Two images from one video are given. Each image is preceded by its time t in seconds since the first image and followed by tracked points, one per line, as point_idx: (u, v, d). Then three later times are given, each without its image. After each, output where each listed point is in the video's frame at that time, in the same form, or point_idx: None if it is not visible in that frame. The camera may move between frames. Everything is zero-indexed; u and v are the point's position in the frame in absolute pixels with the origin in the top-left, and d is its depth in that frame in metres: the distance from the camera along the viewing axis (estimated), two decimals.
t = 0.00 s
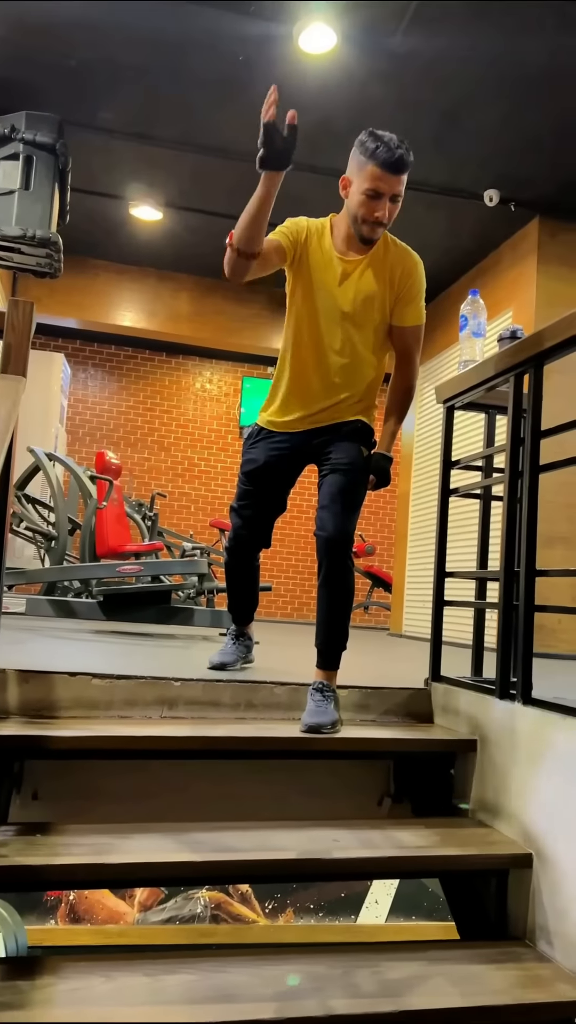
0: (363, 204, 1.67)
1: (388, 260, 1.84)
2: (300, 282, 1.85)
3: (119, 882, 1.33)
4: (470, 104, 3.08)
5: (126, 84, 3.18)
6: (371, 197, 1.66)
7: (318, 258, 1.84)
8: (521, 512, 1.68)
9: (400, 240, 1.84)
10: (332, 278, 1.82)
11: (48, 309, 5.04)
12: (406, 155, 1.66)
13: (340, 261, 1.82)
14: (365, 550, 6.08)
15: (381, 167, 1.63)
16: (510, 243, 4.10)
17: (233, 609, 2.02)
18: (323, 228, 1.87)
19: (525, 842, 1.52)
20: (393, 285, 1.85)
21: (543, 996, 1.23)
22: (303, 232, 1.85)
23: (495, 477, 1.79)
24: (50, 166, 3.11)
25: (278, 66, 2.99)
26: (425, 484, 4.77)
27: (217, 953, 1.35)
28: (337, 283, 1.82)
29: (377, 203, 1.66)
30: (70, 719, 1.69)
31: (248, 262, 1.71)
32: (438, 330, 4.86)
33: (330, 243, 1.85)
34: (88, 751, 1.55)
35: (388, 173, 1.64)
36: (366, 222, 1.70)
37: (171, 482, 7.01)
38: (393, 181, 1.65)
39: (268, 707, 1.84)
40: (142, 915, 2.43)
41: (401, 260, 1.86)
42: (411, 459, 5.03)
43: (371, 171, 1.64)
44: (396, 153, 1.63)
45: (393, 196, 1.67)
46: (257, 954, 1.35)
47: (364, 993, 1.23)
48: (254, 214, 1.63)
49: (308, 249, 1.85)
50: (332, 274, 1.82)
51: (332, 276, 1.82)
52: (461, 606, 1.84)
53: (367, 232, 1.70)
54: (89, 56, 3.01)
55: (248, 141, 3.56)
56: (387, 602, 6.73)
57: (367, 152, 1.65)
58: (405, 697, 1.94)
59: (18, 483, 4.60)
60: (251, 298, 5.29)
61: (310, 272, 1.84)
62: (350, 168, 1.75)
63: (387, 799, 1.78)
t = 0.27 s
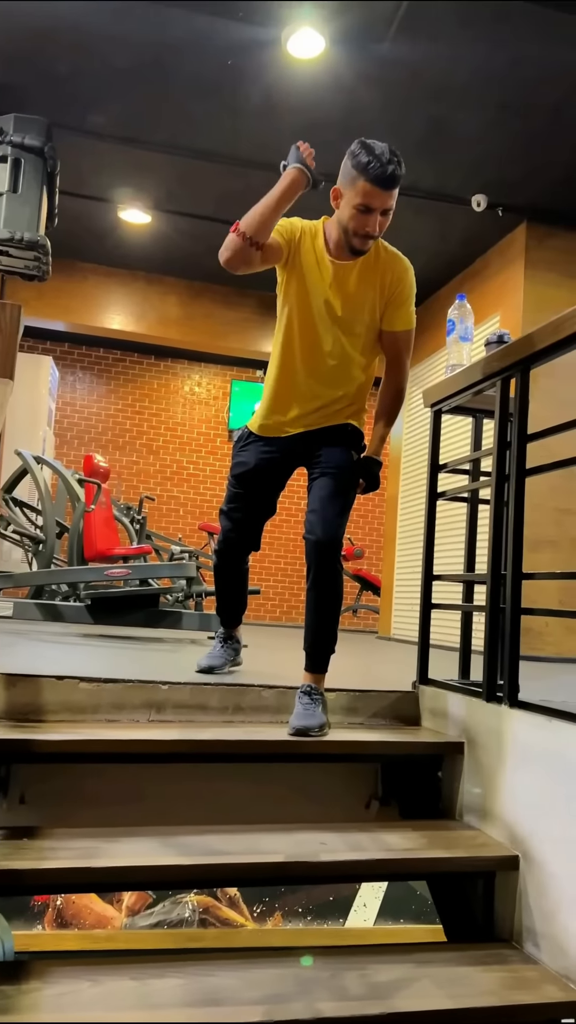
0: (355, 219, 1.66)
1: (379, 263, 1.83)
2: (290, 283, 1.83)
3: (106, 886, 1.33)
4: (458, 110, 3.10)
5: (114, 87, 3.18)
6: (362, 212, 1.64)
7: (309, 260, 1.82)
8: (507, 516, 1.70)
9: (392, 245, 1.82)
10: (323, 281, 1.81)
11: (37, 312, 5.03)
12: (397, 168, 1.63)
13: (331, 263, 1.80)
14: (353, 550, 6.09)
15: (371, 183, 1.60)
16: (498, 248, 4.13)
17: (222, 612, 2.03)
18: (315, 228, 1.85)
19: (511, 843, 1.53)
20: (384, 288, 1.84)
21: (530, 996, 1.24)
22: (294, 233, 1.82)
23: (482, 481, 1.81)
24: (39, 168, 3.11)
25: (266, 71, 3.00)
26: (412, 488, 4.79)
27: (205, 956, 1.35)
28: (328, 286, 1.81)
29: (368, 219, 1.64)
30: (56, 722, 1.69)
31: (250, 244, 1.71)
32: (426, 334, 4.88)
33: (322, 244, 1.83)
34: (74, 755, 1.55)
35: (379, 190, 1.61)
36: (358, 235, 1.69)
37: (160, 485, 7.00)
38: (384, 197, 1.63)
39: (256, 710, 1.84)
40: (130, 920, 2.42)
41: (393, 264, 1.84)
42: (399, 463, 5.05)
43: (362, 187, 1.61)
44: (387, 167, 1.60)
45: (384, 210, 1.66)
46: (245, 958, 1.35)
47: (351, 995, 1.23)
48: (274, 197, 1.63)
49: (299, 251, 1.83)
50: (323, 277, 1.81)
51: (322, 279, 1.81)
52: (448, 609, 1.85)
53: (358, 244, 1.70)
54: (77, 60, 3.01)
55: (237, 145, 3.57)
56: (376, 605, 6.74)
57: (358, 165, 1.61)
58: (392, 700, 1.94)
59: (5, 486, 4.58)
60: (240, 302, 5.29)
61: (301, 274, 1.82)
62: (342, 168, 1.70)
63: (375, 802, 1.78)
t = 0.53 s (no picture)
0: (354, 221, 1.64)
1: (374, 268, 1.84)
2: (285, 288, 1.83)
3: (92, 889, 1.32)
4: (446, 115, 3.12)
5: (103, 89, 3.18)
6: (362, 214, 1.63)
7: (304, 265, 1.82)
8: (494, 519, 1.71)
9: (386, 250, 1.83)
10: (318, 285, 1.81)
11: (25, 314, 5.01)
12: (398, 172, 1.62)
13: (327, 269, 1.81)
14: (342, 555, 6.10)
15: (372, 185, 1.59)
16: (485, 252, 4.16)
17: (210, 614, 2.02)
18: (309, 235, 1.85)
19: (498, 844, 1.54)
20: (378, 296, 1.85)
21: (516, 997, 1.24)
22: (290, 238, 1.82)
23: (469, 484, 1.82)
24: (27, 170, 3.10)
25: (255, 75, 3.01)
26: (400, 492, 4.81)
27: (193, 959, 1.35)
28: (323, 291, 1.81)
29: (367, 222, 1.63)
30: (43, 725, 1.68)
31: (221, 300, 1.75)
32: (414, 338, 4.90)
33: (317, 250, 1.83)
34: (61, 758, 1.54)
35: (379, 193, 1.61)
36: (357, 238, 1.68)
37: (148, 487, 6.98)
38: (384, 200, 1.62)
39: (244, 712, 1.84)
40: (118, 924, 2.41)
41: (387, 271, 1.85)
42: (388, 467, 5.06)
43: (363, 188, 1.60)
44: (388, 170, 1.59)
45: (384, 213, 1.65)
46: (233, 960, 1.35)
47: (338, 996, 1.23)
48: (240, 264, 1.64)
49: (295, 254, 1.82)
50: (318, 281, 1.81)
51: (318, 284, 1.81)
52: (436, 611, 1.85)
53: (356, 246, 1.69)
54: (67, 61, 3.01)
55: (226, 148, 3.58)
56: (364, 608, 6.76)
57: (360, 167, 1.61)
58: (380, 703, 1.95)
59: None
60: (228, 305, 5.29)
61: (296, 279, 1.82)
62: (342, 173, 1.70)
63: (363, 804, 1.78)
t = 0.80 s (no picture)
0: (359, 220, 1.64)
1: (372, 269, 1.82)
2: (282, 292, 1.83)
3: (81, 892, 1.32)
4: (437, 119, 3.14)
5: (94, 90, 3.17)
6: (367, 213, 1.64)
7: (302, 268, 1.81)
8: (483, 520, 1.71)
9: (386, 252, 1.81)
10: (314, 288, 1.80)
11: (15, 314, 5.00)
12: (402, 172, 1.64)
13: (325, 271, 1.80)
14: (333, 557, 6.11)
15: (378, 185, 1.61)
16: (475, 255, 4.18)
17: (201, 611, 2.02)
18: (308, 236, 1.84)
19: (487, 845, 1.54)
20: (376, 298, 1.83)
21: (505, 998, 1.25)
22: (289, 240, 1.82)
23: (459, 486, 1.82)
24: (18, 170, 3.09)
25: (247, 77, 3.01)
26: (390, 494, 4.83)
27: (182, 961, 1.34)
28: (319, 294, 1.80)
29: (373, 221, 1.64)
30: (31, 727, 1.67)
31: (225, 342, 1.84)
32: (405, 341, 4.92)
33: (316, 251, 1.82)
34: (50, 760, 1.54)
35: (385, 192, 1.62)
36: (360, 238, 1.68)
37: (138, 489, 6.96)
38: (389, 199, 1.63)
39: (234, 714, 1.84)
40: (107, 927, 2.40)
41: (385, 272, 1.83)
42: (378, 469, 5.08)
43: (369, 187, 1.61)
44: (394, 170, 1.61)
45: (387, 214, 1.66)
46: (222, 962, 1.35)
47: (327, 998, 1.23)
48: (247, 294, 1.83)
49: (294, 255, 1.82)
50: (315, 283, 1.80)
51: (315, 288, 1.80)
52: (425, 613, 1.86)
53: (359, 246, 1.68)
54: (57, 61, 3.00)
55: (217, 149, 3.58)
56: (354, 609, 6.77)
57: (365, 168, 1.62)
58: (369, 704, 1.95)
59: None
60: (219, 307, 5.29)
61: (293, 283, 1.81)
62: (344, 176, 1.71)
63: (352, 805, 1.78)
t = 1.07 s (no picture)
0: (356, 231, 1.63)
1: (366, 276, 1.79)
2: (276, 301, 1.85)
3: (71, 894, 1.31)
4: (427, 122, 3.15)
5: (85, 91, 3.17)
6: (363, 225, 1.62)
7: (294, 277, 1.81)
8: (473, 523, 1.72)
9: (382, 259, 1.77)
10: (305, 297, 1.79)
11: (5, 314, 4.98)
12: (401, 182, 1.62)
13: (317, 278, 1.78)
14: (323, 558, 6.12)
15: (376, 197, 1.59)
16: (466, 258, 4.20)
17: (189, 611, 2.01)
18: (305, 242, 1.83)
19: (476, 847, 1.55)
20: (367, 306, 1.79)
21: (493, 998, 1.25)
22: (285, 246, 1.82)
23: (449, 488, 1.83)
24: (8, 170, 3.08)
25: (238, 80, 3.02)
26: (381, 495, 4.84)
27: (172, 963, 1.34)
28: (310, 303, 1.79)
29: (370, 233, 1.62)
30: (20, 728, 1.67)
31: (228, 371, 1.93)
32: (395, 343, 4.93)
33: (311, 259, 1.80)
34: (39, 762, 1.53)
35: (383, 204, 1.60)
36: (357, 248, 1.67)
37: (128, 490, 6.95)
38: (387, 211, 1.61)
39: (224, 716, 1.84)
40: (96, 929, 2.40)
41: (379, 278, 1.79)
42: (368, 470, 5.08)
43: (366, 200, 1.59)
44: (393, 182, 1.59)
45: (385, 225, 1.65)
46: (212, 964, 1.35)
47: (316, 1000, 1.23)
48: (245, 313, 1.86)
49: (288, 262, 1.82)
50: (305, 291, 1.79)
51: (305, 297, 1.80)
52: (415, 614, 1.86)
53: (356, 256, 1.68)
54: (49, 62, 2.99)
55: (209, 151, 3.58)
56: (344, 610, 6.78)
57: (363, 179, 1.59)
58: (358, 705, 1.96)
59: None
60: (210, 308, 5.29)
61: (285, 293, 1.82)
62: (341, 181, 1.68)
63: (342, 807, 1.78)
